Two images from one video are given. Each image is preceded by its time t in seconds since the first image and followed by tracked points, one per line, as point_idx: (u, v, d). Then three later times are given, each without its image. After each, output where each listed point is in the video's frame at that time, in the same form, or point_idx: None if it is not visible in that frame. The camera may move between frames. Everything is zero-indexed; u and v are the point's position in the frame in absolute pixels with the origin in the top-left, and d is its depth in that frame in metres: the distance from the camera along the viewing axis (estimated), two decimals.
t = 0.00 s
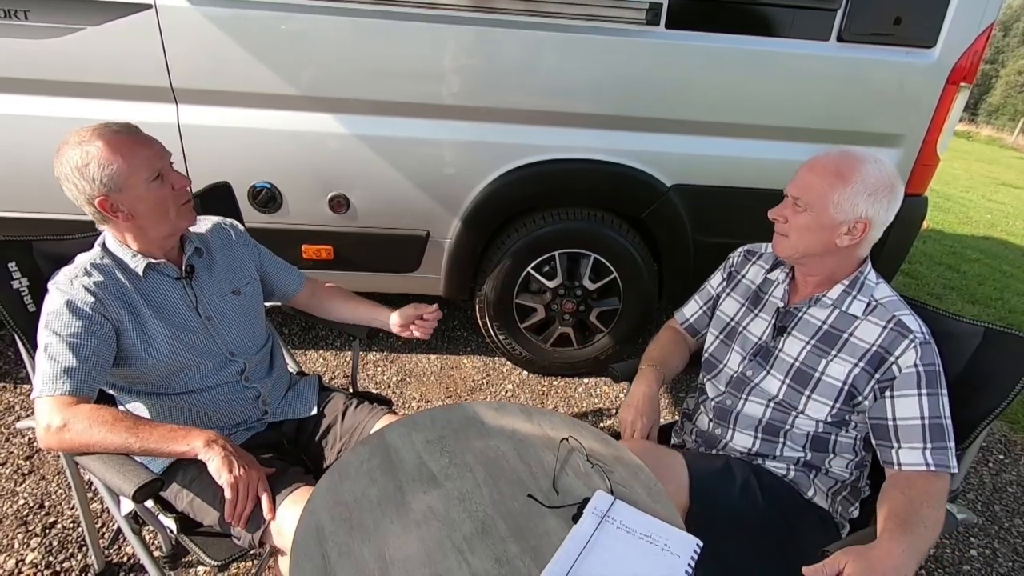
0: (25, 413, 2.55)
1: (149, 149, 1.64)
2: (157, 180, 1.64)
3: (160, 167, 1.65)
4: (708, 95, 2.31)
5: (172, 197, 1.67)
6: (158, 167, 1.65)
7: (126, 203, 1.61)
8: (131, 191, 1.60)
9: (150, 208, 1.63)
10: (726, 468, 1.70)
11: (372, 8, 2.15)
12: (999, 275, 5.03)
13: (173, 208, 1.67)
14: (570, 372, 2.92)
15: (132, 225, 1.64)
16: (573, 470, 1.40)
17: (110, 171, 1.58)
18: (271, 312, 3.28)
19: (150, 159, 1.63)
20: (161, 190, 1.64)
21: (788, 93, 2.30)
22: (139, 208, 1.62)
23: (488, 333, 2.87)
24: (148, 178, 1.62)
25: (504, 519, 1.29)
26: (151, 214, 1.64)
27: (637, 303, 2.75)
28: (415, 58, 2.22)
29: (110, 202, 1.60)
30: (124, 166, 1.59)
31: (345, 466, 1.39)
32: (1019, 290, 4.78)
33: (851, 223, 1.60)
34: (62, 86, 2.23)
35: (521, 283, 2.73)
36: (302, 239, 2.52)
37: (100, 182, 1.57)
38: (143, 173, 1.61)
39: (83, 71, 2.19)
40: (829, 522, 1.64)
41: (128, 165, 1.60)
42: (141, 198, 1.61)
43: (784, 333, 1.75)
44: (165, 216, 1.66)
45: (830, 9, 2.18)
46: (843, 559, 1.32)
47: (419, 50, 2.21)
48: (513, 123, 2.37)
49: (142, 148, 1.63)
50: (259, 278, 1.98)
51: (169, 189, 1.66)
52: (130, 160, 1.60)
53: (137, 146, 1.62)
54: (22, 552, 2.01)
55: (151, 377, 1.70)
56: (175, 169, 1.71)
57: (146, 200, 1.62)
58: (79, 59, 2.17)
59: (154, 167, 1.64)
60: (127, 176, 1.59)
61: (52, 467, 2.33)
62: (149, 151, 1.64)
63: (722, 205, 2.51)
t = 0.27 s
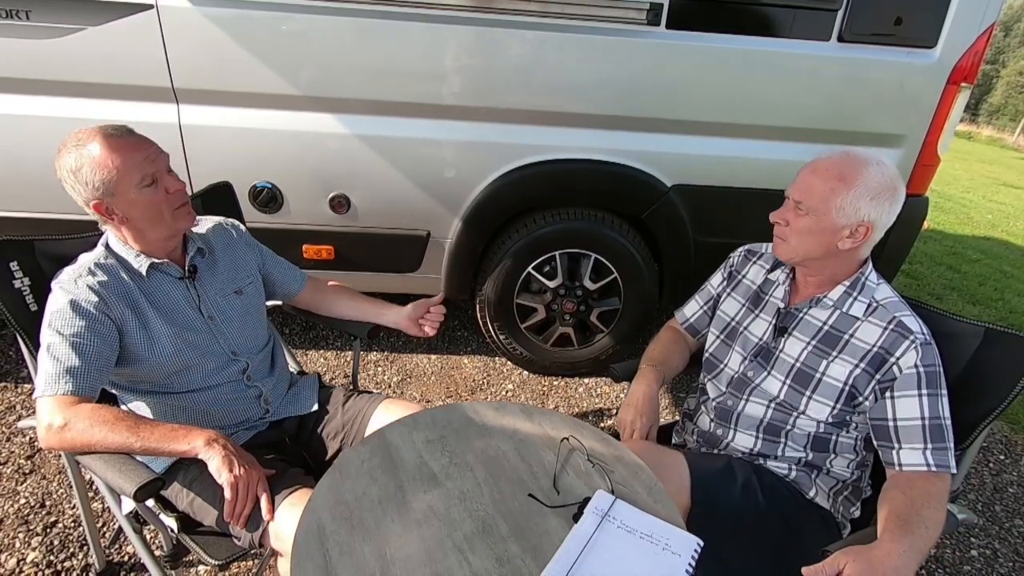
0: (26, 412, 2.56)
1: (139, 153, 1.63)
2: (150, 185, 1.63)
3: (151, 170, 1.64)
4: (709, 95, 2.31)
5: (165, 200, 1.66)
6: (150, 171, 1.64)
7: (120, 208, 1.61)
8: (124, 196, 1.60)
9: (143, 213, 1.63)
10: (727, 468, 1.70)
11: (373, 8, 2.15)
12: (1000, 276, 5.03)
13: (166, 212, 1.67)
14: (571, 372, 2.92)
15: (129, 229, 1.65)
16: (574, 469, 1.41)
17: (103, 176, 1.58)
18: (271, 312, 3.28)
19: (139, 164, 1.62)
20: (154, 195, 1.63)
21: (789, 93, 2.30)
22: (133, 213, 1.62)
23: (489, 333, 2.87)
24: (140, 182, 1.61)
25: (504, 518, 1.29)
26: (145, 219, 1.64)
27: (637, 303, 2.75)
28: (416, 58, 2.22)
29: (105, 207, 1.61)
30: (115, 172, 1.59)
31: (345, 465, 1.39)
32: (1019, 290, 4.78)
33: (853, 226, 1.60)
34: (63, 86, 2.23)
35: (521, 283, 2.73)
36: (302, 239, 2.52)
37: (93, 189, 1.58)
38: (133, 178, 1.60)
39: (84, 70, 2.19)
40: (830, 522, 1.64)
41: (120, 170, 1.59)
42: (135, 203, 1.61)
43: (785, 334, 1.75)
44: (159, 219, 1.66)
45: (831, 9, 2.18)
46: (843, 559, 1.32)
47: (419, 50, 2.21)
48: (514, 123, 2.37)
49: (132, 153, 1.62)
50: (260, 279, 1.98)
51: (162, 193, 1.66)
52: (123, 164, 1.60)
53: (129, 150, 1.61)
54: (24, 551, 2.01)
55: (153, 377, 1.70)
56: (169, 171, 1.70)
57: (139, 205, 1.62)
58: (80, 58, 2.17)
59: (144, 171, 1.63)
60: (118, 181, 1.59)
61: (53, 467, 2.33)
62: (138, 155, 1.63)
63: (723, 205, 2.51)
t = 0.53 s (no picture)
0: (28, 410, 2.56)
1: (119, 153, 1.61)
2: (126, 187, 1.61)
3: (128, 172, 1.61)
4: (710, 94, 2.31)
5: (142, 203, 1.63)
6: (128, 173, 1.61)
7: (101, 207, 1.63)
8: (101, 196, 1.60)
9: (119, 214, 1.62)
10: (729, 467, 1.69)
11: (374, 7, 2.15)
12: (1002, 275, 5.03)
13: (143, 215, 1.64)
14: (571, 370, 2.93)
15: (113, 227, 1.66)
16: (576, 467, 1.41)
17: (82, 176, 1.59)
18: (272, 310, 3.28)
19: (116, 165, 1.60)
20: (127, 197, 1.61)
21: (790, 92, 2.30)
22: (111, 213, 1.62)
23: (490, 332, 2.87)
24: (115, 185, 1.60)
25: (506, 516, 1.29)
26: (122, 220, 1.63)
27: (638, 301, 2.76)
28: (417, 57, 2.22)
29: (90, 204, 1.63)
30: (92, 172, 1.59)
31: (347, 463, 1.39)
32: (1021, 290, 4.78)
33: (857, 227, 1.60)
34: (65, 84, 2.24)
35: (523, 281, 2.73)
36: (304, 237, 2.52)
37: (76, 187, 1.61)
38: (108, 179, 1.59)
39: (85, 69, 2.19)
40: (832, 521, 1.65)
41: (96, 170, 1.59)
42: (111, 204, 1.61)
43: (787, 333, 1.75)
44: (135, 222, 1.64)
45: (833, 8, 2.18)
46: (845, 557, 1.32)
47: (421, 49, 2.21)
48: (515, 122, 2.37)
49: (113, 152, 1.60)
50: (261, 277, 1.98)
51: (139, 195, 1.63)
52: (100, 165, 1.59)
53: (109, 150, 1.60)
54: (26, 549, 2.01)
55: (156, 375, 1.70)
56: (154, 171, 1.67)
57: (114, 206, 1.61)
58: (81, 56, 2.17)
59: (122, 172, 1.60)
60: (94, 181, 1.59)
61: (55, 465, 2.33)
62: (118, 155, 1.60)
63: (724, 204, 2.51)
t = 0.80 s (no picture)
0: (29, 409, 2.57)
1: (134, 157, 1.62)
2: (139, 190, 1.62)
3: (142, 176, 1.62)
4: (711, 94, 2.31)
5: (152, 207, 1.64)
6: (142, 177, 1.62)
7: (110, 207, 1.63)
8: (112, 197, 1.61)
9: (128, 216, 1.63)
10: (728, 466, 1.70)
11: (375, 6, 2.15)
12: (1003, 275, 5.02)
13: (152, 219, 1.65)
14: (571, 370, 2.93)
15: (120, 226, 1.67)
16: (575, 467, 1.41)
17: (95, 176, 1.59)
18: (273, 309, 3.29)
19: (131, 168, 1.61)
20: (139, 201, 1.62)
21: (791, 91, 2.30)
22: (119, 214, 1.63)
23: (490, 331, 2.88)
24: (128, 187, 1.60)
25: (506, 515, 1.29)
26: (131, 222, 1.64)
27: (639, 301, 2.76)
28: (418, 56, 2.22)
29: (98, 203, 1.63)
30: (105, 174, 1.59)
31: (347, 462, 1.40)
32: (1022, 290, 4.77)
33: (858, 229, 1.60)
34: (67, 84, 2.24)
35: (523, 281, 2.73)
36: (304, 237, 2.52)
37: (87, 187, 1.61)
38: (121, 183, 1.60)
39: (86, 68, 2.20)
40: (831, 520, 1.65)
41: (111, 172, 1.59)
42: (121, 206, 1.62)
43: (786, 333, 1.75)
44: (142, 225, 1.64)
45: (834, 8, 2.18)
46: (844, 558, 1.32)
47: (422, 48, 2.21)
48: (516, 121, 2.38)
49: (128, 155, 1.61)
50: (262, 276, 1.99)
51: (151, 200, 1.64)
52: (114, 167, 1.59)
53: (125, 153, 1.61)
54: (27, 547, 2.02)
55: (156, 374, 1.70)
56: (167, 176, 1.68)
57: (124, 208, 1.62)
58: (82, 56, 2.18)
59: (136, 175, 1.61)
60: (107, 184, 1.60)
61: (56, 463, 2.34)
62: (133, 160, 1.61)
63: (724, 204, 2.51)
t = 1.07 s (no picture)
0: (30, 409, 2.57)
1: (148, 161, 1.62)
2: (149, 194, 1.62)
3: (155, 181, 1.62)
4: (711, 94, 2.31)
5: (160, 212, 1.64)
6: (154, 182, 1.62)
7: (117, 206, 1.63)
8: (121, 198, 1.61)
9: (135, 218, 1.63)
10: (728, 466, 1.70)
11: (375, 6, 2.15)
12: (1004, 275, 5.02)
13: (159, 223, 1.65)
14: (571, 370, 2.93)
15: (125, 226, 1.67)
16: (576, 467, 1.41)
17: (107, 175, 1.60)
18: (274, 309, 3.29)
19: (144, 173, 1.61)
20: (148, 205, 1.62)
21: (792, 91, 2.30)
22: (126, 215, 1.63)
23: (491, 331, 2.88)
24: (139, 191, 1.61)
25: (506, 516, 1.29)
26: (137, 224, 1.64)
27: (639, 301, 2.76)
28: (418, 57, 2.22)
29: (106, 200, 1.64)
30: (117, 176, 1.59)
31: (348, 462, 1.40)
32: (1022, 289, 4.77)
33: (859, 230, 1.60)
34: (67, 84, 2.24)
35: (524, 281, 2.73)
36: (305, 237, 2.52)
37: (97, 184, 1.61)
38: (132, 185, 1.60)
39: (87, 68, 2.20)
40: (831, 520, 1.65)
41: (124, 174, 1.60)
42: (129, 207, 1.62)
43: (787, 333, 1.75)
44: (147, 228, 1.64)
45: (834, 7, 2.18)
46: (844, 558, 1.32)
47: (421, 48, 2.21)
48: (516, 121, 2.37)
49: (143, 159, 1.61)
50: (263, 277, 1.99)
51: (160, 205, 1.64)
52: (127, 168, 1.60)
53: (140, 157, 1.61)
54: (28, 547, 2.02)
55: (157, 375, 1.70)
56: (180, 183, 1.68)
57: (132, 210, 1.62)
58: (83, 56, 2.18)
59: (149, 180, 1.62)
60: (117, 185, 1.60)
61: (56, 463, 2.34)
62: (147, 164, 1.62)
63: (725, 204, 2.51)
